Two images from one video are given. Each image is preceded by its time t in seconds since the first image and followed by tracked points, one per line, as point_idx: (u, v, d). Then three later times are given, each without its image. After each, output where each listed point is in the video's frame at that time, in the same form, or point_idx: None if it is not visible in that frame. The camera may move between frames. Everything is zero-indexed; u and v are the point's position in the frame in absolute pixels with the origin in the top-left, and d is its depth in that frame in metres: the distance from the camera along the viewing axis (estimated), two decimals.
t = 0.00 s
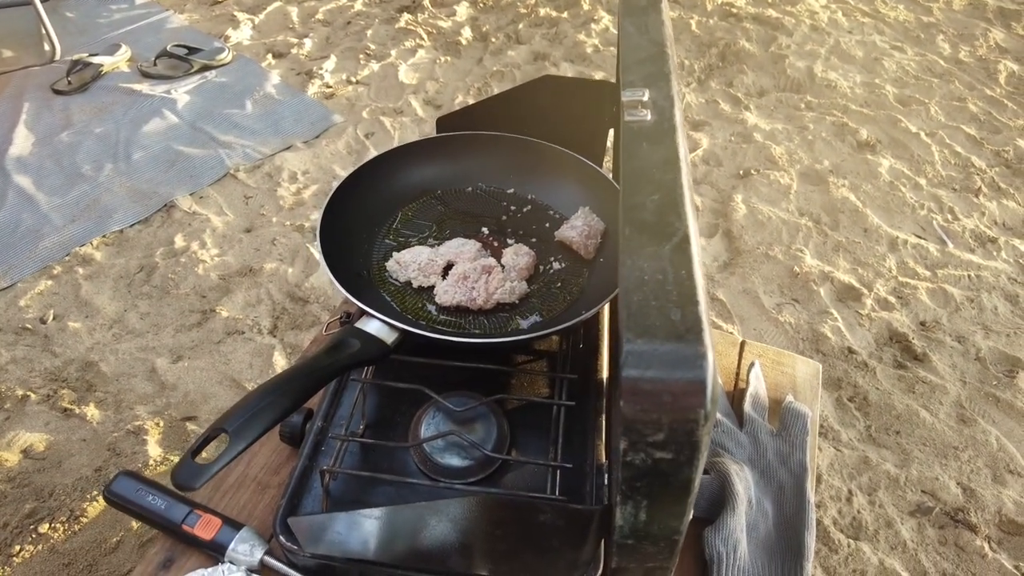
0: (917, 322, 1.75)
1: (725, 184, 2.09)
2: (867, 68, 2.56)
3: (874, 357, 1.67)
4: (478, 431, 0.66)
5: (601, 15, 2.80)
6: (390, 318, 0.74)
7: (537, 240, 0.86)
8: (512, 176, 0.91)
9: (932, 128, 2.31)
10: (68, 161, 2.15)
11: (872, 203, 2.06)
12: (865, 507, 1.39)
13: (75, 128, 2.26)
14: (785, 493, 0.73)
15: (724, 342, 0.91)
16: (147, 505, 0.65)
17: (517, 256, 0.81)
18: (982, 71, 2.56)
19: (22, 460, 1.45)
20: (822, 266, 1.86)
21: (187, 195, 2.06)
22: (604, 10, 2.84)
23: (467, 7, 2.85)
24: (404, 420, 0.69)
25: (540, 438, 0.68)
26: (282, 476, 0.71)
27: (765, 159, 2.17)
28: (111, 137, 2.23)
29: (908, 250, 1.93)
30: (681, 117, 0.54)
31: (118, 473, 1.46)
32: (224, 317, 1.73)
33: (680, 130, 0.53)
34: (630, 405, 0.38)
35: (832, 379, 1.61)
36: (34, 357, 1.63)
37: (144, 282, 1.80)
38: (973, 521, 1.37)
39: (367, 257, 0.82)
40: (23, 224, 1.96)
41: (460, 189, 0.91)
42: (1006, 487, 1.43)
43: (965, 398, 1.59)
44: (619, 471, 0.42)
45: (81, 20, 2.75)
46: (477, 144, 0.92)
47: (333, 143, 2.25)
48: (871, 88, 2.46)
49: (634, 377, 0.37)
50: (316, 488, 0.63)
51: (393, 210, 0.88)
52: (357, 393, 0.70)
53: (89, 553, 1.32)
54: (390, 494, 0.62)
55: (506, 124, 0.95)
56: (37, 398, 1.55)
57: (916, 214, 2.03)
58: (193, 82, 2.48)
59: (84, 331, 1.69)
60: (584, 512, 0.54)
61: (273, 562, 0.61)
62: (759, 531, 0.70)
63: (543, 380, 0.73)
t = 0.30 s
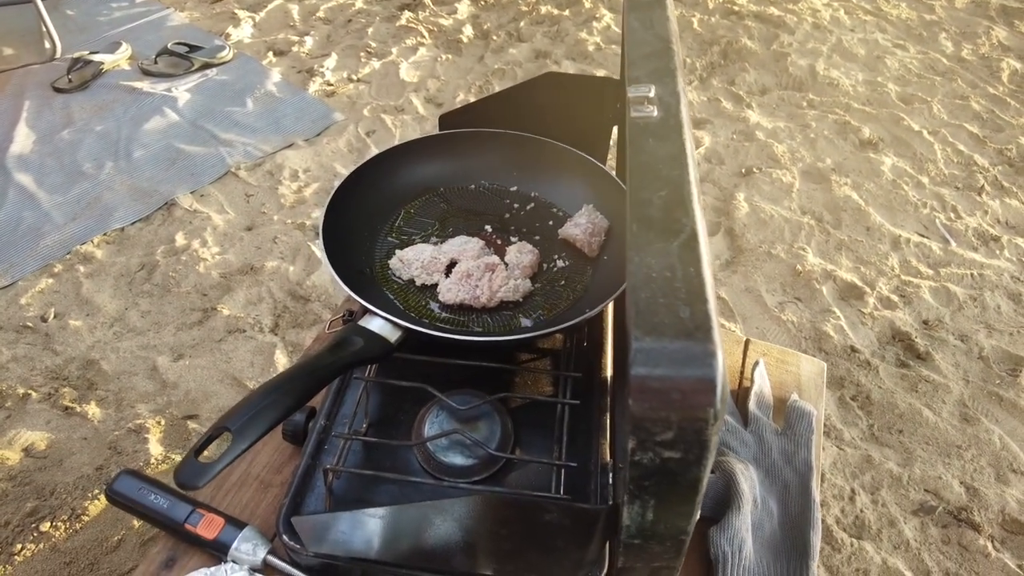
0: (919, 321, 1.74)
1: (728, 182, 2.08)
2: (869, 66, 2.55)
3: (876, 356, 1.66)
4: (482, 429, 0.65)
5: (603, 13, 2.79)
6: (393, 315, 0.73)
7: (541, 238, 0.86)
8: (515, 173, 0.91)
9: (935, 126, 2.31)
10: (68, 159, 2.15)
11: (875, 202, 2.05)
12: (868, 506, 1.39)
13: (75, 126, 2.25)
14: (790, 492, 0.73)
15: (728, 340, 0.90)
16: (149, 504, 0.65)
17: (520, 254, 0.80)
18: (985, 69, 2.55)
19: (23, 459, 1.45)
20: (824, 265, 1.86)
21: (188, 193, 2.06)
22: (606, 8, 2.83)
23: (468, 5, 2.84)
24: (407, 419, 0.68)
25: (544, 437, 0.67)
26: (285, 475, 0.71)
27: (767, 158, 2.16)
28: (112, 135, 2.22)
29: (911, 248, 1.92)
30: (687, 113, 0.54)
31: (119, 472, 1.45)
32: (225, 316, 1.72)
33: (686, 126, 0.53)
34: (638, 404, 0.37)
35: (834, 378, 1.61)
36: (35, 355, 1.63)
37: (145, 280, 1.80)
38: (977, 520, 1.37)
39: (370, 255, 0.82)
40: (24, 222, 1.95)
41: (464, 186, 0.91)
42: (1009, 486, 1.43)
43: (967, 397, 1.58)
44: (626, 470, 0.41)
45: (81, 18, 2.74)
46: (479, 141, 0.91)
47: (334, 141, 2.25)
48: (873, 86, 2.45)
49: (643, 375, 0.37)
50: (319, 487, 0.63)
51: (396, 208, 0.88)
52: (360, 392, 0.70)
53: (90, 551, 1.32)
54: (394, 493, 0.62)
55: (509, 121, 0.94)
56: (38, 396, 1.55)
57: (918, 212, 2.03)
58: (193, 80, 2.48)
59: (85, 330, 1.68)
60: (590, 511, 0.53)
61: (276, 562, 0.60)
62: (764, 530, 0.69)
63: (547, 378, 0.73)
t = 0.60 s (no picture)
0: (922, 320, 1.74)
1: (730, 181, 2.08)
2: (872, 64, 2.54)
3: (878, 355, 1.66)
4: (484, 429, 0.65)
5: (605, 11, 2.79)
6: (394, 315, 0.73)
7: (543, 237, 0.85)
8: (517, 172, 0.91)
9: (938, 126, 2.30)
10: (70, 158, 2.15)
11: (877, 201, 2.05)
12: (870, 506, 1.39)
13: (76, 125, 2.25)
14: (793, 492, 0.73)
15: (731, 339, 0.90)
16: (151, 503, 0.65)
17: (522, 253, 0.80)
18: (988, 68, 2.55)
19: (24, 457, 1.45)
20: (826, 264, 1.86)
21: (189, 192, 2.06)
22: (607, 6, 2.83)
23: (470, 4, 2.84)
24: (409, 418, 0.68)
25: (547, 437, 0.67)
26: (286, 474, 0.71)
27: (769, 157, 2.16)
28: (113, 134, 2.22)
29: (913, 248, 1.92)
30: (691, 112, 0.54)
31: (120, 471, 1.45)
32: (227, 314, 1.72)
33: (690, 125, 0.53)
34: (642, 404, 0.37)
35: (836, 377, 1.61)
36: (36, 353, 1.63)
37: (146, 279, 1.80)
38: (978, 520, 1.37)
39: (372, 254, 0.82)
40: (25, 220, 1.95)
41: (466, 185, 0.91)
42: (1011, 486, 1.42)
43: (970, 397, 1.58)
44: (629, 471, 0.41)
45: (82, 16, 2.74)
46: (481, 140, 0.91)
47: (336, 140, 2.25)
48: (875, 85, 2.45)
49: (647, 376, 0.37)
50: (320, 487, 0.63)
51: (398, 206, 0.88)
52: (361, 391, 0.70)
53: (91, 550, 1.32)
54: (395, 492, 0.62)
55: (510, 120, 0.94)
56: (39, 394, 1.55)
57: (920, 212, 2.03)
58: (194, 78, 2.48)
59: (86, 328, 1.68)
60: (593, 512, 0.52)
61: (278, 561, 0.60)
62: (766, 530, 0.69)
63: (549, 378, 0.73)
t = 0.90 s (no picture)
0: (923, 320, 1.74)
1: (731, 180, 2.08)
2: (874, 63, 2.54)
3: (880, 355, 1.66)
4: (484, 428, 0.65)
5: (606, 10, 2.78)
6: (394, 313, 0.73)
7: (543, 235, 0.85)
8: (518, 170, 0.90)
9: (940, 125, 2.30)
10: (70, 156, 2.15)
11: (879, 200, 2.04)
12: (871, 506, 1.38)
13: (77, 123, 2.25)
14: (794, 492, 0.72)
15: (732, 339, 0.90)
16: (149, 502, 0.65)
17: (523, 252, 0.80)
18: (990, 67, 2.54)
19: (24, 455, 1.45)
20: (828, 263, 1.85)
21: (189, 190, 2.06)
22: (609, 5, 2.82)
23: (471, 3, 2.84)
24: (409, 417, 0.68)
25: (546, 436, 0.67)
26: (285, 473, 0.70)
27: (770, 156, 2.16)
28: (114, 132, 2.22)
29: (914, 247, 1.91)
30: (692, 109, 0.53)
31: (120, 469, 1.45)
32: (227, 313, 1.72)
33: (691, 123, 0.52)
34: (642, 403, 0.37)
35: (838, 376, 1.60)
36: (37, 352, 1.63)
37: (147, 277, 1.80)
38: (980, 520, 1.36)
39: (371, 252, 0.82)
40: (26, 219, 1.95)
41: (466, 184, 0.90)
42: (1013, 486, 1.42)
43: (971, 396, 1.58)
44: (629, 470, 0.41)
45: (83, 14, 2.74)
46: (482, 138, 0.91)
47: (336, 139, 2.24)
48: (877, 84, 2.44)
49: (647, 375, 0.36)
50: (319, 486, 0.62)
51: (398, 205, 0.88)
52: (361, 390, 0.69)
53: (92, 548, 1.32)
54: (395, 492, 0.62)
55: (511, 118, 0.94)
56: (40, 393, 1.55)
57: (922, 211, 2.02)
58: (195, 77, 2.48)
59: (87, 327, 1.68)
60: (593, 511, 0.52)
61: (277, 560, 0.60)
62: (767, 530, 0.69)
63: (549, 377, 0.73)
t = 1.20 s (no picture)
0: (924, 320, 1.73)
1: (732, 180, 2.08)
2: (875, 63, 2.53)
3: (881, 356, 1.65)
4: (483, 430, 0.65)
5: (607, 9, 2.78)
6: (393, 315, 0.73)
7: (543, 236, 0.85)
8: (518, 171, 0.90)
9: (941, 124, 2.29)
10: (71, 155, 2.15)
11: (880, 200, 2.04)
12: (871, 507, 1.38)
13: (77, 122, 2.25)
14: (794, 494, 0.72)
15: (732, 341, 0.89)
16: (148, 504, 0.64)
17: (522, 253, 0.80)
18: (992, 66, 2.54)
19: (25, 455, 1.45)
20: (829, 264, 1.85)
21: (190, 190, 2.06)
22: (610, 4, 2.82)
23: (472, 2, 2.83)
24: (408, 419, 0.68)
25: (546, 439, 0.67)
26: (284, 475, 0.70)
27: (771, 156, 2.15)
28: (114, 131, 2.22)
29: (915, 247, 1.91)
30: (691, 111, 0.53)
31: (120, 469, 1.45)
32: (227, 313, 1.72)
33: (691, 125, 0.52)
34: (640, 408, 0.37)
35: (838, 377, 1.60)
36: (37, 351, 1.63)
37: (147, 277, 1.80)
38: (981, 521, 1.36)
39: (371, 253, 0.81)
40: (26, 218, 1.95)
41: (466, 185, 0.90)
42: (1014, 487, 1.42)
43: (972, 397, 1.58)
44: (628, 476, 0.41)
45: (84, 13, 2.74)
46: (482, 139, 0.90)
47: (337, 138, 2.24)
48: (878, 83, 2.43)
49: (646, 380, 0.36)
50: (318, 488, 0.62)
51: (398, 205, 0.87)
52: (360, 392, 0.69)
53: (91, 548, 1.32)
54: (393, 494, 0.62)
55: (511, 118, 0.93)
56: (40, 392, 1.55)
57: (924, 211, 2.02)
58: (196, 76, 2.47)
59: (87, 326, 1.68)
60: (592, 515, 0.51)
61: (276, 563, 0.60)
62: (766, 533, 0.69)
63: (549, 379, 0.72)
